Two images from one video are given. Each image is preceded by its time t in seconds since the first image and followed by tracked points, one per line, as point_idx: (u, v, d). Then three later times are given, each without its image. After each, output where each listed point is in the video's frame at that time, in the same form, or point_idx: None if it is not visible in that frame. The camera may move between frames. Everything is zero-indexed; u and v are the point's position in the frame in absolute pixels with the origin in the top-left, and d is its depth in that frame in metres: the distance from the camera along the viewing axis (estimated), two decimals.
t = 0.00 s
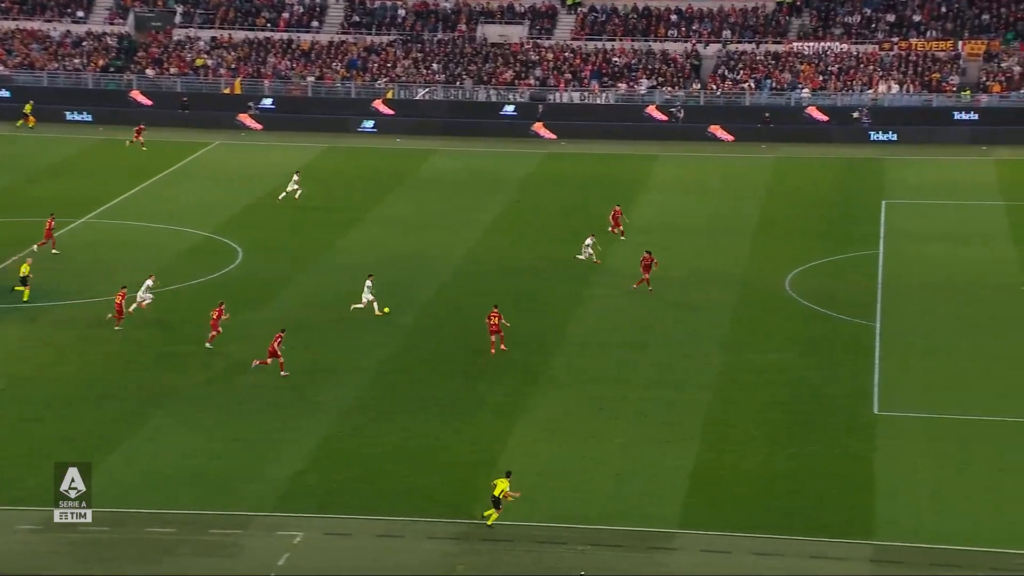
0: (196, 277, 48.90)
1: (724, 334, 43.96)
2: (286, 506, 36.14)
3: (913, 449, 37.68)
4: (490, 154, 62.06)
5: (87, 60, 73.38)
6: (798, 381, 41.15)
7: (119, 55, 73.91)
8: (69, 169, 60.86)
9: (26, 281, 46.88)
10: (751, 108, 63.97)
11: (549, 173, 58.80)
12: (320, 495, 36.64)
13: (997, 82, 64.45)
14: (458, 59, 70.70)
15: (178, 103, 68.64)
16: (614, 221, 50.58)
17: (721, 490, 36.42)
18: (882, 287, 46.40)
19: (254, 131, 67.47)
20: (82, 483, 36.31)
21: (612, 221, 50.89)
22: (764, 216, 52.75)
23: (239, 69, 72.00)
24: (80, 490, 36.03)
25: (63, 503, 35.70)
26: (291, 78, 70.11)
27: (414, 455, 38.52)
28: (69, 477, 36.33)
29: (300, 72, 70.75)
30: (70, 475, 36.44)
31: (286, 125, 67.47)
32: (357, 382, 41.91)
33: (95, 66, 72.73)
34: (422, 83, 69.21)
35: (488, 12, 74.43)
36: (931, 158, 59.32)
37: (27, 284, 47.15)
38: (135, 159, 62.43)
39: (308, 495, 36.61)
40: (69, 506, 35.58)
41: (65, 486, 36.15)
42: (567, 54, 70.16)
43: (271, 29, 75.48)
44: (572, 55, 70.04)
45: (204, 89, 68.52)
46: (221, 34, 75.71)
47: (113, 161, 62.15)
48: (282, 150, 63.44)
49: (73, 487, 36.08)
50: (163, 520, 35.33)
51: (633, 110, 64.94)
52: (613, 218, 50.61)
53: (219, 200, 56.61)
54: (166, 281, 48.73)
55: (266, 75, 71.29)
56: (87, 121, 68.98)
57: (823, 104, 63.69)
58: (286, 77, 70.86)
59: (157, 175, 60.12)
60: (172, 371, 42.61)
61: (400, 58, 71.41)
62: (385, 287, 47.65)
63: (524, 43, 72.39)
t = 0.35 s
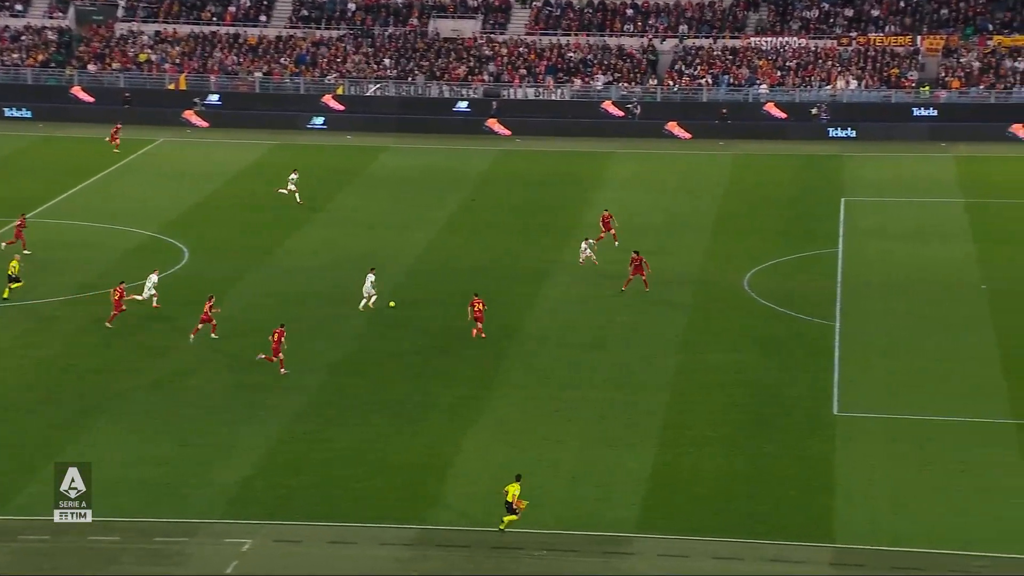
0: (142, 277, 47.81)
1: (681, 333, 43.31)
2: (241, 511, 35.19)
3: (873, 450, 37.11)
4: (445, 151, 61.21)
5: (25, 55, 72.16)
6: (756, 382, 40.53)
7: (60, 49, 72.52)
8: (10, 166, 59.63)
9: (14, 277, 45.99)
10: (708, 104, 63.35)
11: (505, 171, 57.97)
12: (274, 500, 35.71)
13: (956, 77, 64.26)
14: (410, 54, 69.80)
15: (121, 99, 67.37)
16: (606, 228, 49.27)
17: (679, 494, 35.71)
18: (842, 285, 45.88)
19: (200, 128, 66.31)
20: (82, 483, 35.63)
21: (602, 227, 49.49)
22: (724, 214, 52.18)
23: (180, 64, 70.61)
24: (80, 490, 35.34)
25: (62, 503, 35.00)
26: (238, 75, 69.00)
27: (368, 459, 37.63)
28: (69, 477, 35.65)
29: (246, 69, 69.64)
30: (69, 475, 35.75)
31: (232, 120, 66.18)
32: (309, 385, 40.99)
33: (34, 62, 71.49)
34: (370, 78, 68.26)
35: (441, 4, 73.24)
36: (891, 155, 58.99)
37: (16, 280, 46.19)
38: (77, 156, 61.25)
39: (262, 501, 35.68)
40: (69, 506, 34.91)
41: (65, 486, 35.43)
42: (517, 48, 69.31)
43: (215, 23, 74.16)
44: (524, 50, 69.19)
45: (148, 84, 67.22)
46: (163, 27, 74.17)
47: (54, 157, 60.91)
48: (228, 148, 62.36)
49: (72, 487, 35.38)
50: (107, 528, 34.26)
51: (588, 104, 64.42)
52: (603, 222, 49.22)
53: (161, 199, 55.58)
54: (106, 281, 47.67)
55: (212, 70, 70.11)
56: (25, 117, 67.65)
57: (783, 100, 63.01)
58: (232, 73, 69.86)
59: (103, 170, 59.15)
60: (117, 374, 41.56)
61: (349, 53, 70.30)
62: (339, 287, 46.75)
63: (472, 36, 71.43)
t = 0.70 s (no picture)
0: (95, 277, 46.89)
1: (646, 334, 42.68)
2: (198, 517, 34.32)
3: (840, 452, 36.58)
4: (406, 149, 60.39)
5: None
6: (721, 383, 39.94)
7: (8, 44, 71.39)
8: None
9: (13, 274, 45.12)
10: (673, 101, 62.84)
11: (468, 169, 57.17)
12: (231, 505, 34.85)
13: (922, 74, 64.02)
14: (369, 49, 68.72)
15: (70, 96, 66.14)
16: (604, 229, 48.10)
17: (644, 498, 35.03)
18: (808, 285, 45.36)
19: (153, 126, 65.17)
20: (82, 483, 35.09)
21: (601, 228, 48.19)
22: (690, 212, 51.61)
23: (133, 60, 69.59)
24: (81, 490, 34.83)
25: (61, 503, 34.51)
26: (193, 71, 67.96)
27: (327, 464, 36.80)
28: (69, 477, 35.10)
29: (199, 64, 68.71)
30: (70, 475, 35.25)
31: (184, 117, 65.12)
32: (267, 387, 40.14)
33: None
34: (329, 73, 67.28)
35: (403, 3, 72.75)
36: (859, 153, 58.62)
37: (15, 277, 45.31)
38: (29, 154, 60.06)
39: (219, 506, 34.81)
40: (70, 505, 34.44)
41: (65, 486, 34.91)
42: (479, 44, 68.61)
43: (169, 17, 73.14)
44: (486, 45, 68.45)
45: (99, 80, 66.06)
46: (116, 22, 73.16)
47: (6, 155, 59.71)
48: (182, 145, 61.37)
49: (73, 487, 34.87)
50: (60, 536, 33.29)
51: (551, 100, 63.75)
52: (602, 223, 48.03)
53: (114, 196, 54.51)
54: (60, 281, 46.71)
55: (167, 66, 69.01)
56: None
57: (749, 96, 62.47)
58: (188, 70, 68.88)
59: (54, 168, 58.05)
60: (71, 377, 40.59)
61: (306, 48, 69.38)
62: (299, 288, 45.91)
63: (433, 31, 70.66)
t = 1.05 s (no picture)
0: (49, 278, 45.86)
1: (611, 335, 41.97)
2: (156, 524, 33.40)
3: (809, 454, 35.98)
4: (369, 147, 59.45)
5: None
6: (688, 385, 39.29)
7: None
8: None
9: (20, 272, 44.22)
10: (640, 98, 62.23)
11: (432, 168, 56.29)
12: (189, 512, 33.94)
13: (892, 71, 63.76)
14: (328, 46, 67.68)
15: (21, 93, 64.93)
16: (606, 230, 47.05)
17: (610, 503, 34.31)
18: (777, 285, 44.74)
19: (107, 124, 64.09)
20: (82, 483, 34.53)
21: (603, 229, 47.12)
22: (657, 212, 50.93)
23: (85, 56, 68.44)
24: (81, 490, 34.28)
25: (61, 503, 33.97)
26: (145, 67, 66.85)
27: (287, 469, 35.90)
28: (68, 477, 34.54)
29: (153, 60, 67.66)
30: (69, 475, 34.68)
31: (140, 116, 64.09)
32: (226, 391, 39.21)
33: None
34: (289, 70, 66.40)
35: None
36: (828, 151, 58.07)
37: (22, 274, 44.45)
38: None
39: (177, 513, 33.90)
40: (70, 505, 33.91)
41: (65, 486, 34.37)
42: (442, 40, 67.75)
43: (122, 12, 71.90)
44: (449, 41, 67.67)
45: (51, 77, 64.94)
46: (68, 17, 71.89)
47: None
48: (137, 143, 60.30)
49: (72, 487, 34.31)
50: (12, 544, 32.31)
51: (517, 98, 62.93)
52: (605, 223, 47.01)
53: (67, 194, 53.38)
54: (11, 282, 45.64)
55: (121, 62, 67.88)
56: None
57: (717, 94, 61.89)
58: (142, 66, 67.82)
59: (7, 167, 56.85)
60: (24, 380, 39.57)
61: (264, 44, 68.41)
62: (258, 289, 44.97)
63: (395, 27, 69.78)
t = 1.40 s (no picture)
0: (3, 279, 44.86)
1: (578, 337, 41.31)
2: (114, 532, 32.50)
3: (779, 457, 35.41)
4: (332, 146, 58.53)
5: None
6: (656, 387, 38.66)
7: None
8: None
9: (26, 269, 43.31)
10: (606, 95, 61.66)
11: (396, 168, 55.38)
12: (148, 519, 33.04)
13: (861, 68, 63.35)
14: (288, 41, 67.08)
15: None
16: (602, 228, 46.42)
17: (577, 507, 33.63)
18: (746, 285, 44.16)
19: (60, 121, 62.98)
20: (82, 483, 33.97)
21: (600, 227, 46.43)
22: (625, 211, 50.27)
23: (38, 52, 67.27)
24: (81, 490, 33.75)
25: (61, 503, 33.43)
26: (99, 63, 65.86)
27: (248, 475, 35.05)
28: (69, 477, 33.99)
29: (107, 56, 66.69)
30: (70, 475, 34.12)
31: (95, 114, 63.02)
32: (184, 395, 38.32)
33: None
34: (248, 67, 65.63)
35: None
36: (797, 148, 57.54)
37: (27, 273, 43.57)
38: None
39: (136, 520, 33.00)
40: (70, 505, 33.37)
41: (65, 486, 33.84)
42: (405, 36, 66.78)
43: (76, 8, 70.70)
44: (412, 37, 66.64)
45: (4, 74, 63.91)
46: (20, 12, 70.48)
47: None
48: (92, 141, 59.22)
49: (73, 487, 33.80)
50: None
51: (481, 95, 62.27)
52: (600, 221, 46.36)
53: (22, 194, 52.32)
54: None
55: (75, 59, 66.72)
56: None
57: (683, 91, 61.58)
58: (97, 62, 66.80)
59: None
60: None
61: (223, 40, 67.55)
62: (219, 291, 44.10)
63: (356, 22, 68.84)
